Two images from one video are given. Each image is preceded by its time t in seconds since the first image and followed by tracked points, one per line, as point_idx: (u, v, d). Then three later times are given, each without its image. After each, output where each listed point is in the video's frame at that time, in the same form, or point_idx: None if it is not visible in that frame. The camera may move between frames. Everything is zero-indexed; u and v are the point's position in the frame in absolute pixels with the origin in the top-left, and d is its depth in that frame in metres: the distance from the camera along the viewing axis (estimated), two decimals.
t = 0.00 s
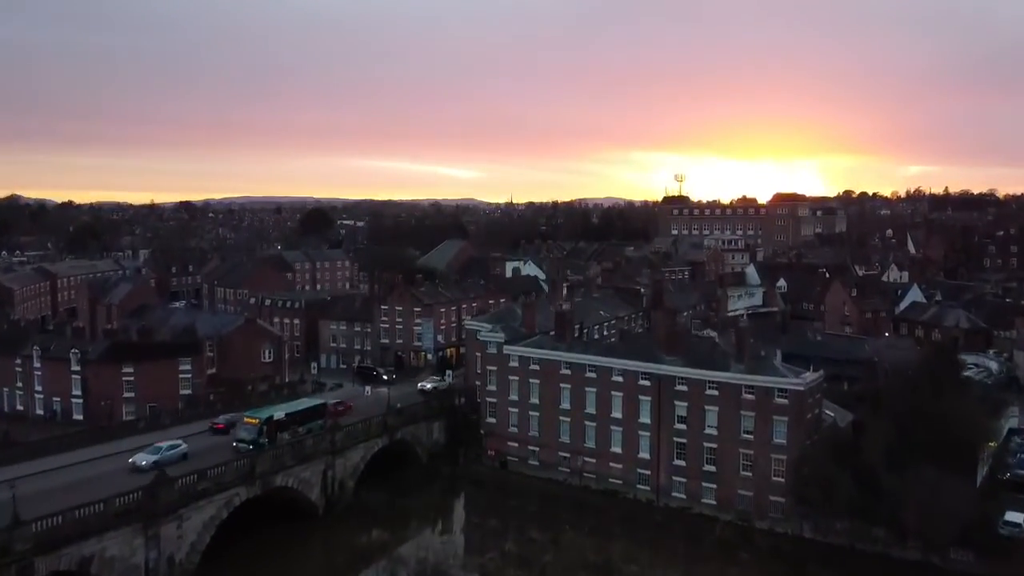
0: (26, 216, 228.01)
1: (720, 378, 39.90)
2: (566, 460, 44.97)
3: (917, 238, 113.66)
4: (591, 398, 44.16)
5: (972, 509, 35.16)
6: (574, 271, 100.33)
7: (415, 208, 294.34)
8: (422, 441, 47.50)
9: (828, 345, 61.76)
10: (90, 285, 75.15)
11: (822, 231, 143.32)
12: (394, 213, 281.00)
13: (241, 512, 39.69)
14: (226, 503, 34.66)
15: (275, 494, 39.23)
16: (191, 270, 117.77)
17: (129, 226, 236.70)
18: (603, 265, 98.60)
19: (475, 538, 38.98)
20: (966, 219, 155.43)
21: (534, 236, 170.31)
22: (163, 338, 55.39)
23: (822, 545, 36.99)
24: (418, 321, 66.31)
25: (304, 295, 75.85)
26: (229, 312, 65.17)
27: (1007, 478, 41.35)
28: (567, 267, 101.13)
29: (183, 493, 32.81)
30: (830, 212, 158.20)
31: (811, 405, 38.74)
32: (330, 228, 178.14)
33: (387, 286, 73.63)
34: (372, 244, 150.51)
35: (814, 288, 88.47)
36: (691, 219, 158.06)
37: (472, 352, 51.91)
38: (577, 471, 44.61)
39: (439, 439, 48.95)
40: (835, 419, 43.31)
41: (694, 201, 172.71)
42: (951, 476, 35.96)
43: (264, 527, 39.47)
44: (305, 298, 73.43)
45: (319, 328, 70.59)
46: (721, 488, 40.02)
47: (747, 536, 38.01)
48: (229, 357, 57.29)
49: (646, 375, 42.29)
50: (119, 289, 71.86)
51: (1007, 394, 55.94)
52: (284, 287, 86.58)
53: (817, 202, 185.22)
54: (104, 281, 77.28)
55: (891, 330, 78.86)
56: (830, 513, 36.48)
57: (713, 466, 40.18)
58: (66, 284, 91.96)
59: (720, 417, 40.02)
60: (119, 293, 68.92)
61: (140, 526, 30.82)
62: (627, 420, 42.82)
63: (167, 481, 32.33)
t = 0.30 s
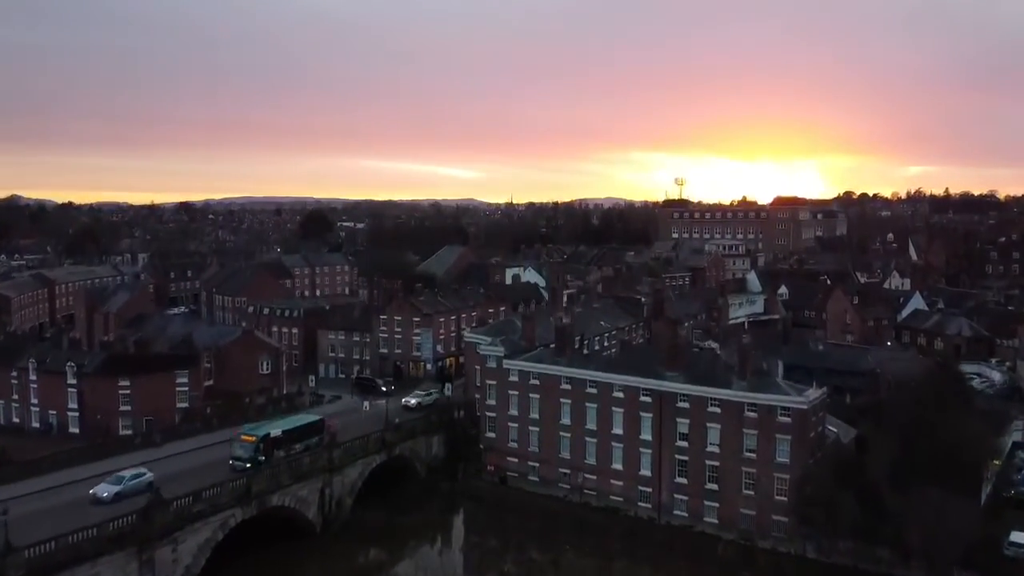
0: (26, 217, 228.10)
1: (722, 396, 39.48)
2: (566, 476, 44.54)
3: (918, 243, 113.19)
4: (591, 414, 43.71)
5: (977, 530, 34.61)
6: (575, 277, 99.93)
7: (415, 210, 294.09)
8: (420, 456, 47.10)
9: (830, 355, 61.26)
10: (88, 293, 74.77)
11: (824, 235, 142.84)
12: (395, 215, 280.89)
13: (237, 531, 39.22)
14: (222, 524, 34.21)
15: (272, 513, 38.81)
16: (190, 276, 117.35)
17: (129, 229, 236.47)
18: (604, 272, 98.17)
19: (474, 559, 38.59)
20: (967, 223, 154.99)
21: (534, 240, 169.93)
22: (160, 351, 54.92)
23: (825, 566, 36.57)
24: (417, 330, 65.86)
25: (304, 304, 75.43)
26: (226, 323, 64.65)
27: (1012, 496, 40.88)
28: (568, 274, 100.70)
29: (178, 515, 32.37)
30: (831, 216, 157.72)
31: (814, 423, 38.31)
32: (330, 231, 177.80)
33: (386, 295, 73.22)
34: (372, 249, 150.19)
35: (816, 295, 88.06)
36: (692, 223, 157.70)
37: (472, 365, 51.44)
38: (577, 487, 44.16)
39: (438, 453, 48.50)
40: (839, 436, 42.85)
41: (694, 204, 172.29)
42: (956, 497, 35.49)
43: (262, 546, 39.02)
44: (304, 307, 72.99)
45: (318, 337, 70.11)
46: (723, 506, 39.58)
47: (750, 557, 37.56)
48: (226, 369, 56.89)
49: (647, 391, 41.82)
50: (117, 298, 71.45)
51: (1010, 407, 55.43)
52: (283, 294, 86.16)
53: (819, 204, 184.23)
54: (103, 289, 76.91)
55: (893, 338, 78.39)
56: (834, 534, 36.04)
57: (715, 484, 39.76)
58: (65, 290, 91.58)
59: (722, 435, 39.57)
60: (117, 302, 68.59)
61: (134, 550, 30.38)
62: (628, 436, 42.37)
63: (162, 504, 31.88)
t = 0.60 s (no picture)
0: (26, 219, 227.78)
1: (724, 413, 39.04)
2: (567, 492, 44.12)
3: (920, 249, 112.78)
4: (592, 430, 43.28)
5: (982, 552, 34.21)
6: (576, 283, 99.57)
7: (415, 211, 293.70)
8: (420, 471, 46.70)
9: (832, 366, 60.83)
10: (86, 301, 74.42)
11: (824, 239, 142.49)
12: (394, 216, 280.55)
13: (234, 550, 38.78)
14: (218, 545, 33.78)
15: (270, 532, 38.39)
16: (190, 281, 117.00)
17: (128, 231, 236.34)
18: (605, 278, 97.81)
19: None
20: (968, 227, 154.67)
21: (534, 243, 169.64)
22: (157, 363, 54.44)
23: None
24: (416, 340, 65.47)
25: (303, 312, 75.03)
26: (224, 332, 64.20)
27: (1017, 515, 40.45)
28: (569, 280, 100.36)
29: (173, 538, 31.95)
30: (832, 219, 157.35)
31: (817, 441, 37.89)
32: (329, 234, 177.50)
33: (386, 303, 72.83)
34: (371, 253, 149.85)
35: (817, 302, 87.67)
36: (692, 226, 157.35)
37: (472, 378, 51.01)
38: (577, 504, 43.74)
39: (437, 468, 48.08)
40: (841, 452, 42.48)
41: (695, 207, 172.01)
42: (961, 518, 35.10)
43: (259, 565, 38.59)
44: (302, 314, 72.55)
45: (317, 346, 69.68)
46: (725, 525, 39.18)
47: None
48: (224, 380, 56.43)
49: (648, 408, 41.36)
50: (115, 306, 71.08)
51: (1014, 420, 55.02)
52: (282, 301, 85.75)
53: (819, 208, 183.74)
54: (101, 297, 76.51)
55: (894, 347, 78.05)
56: (837, 554, 35.65)
57: (717, 502, 39.36)
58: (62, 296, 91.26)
59: (724, 452, 39.16)
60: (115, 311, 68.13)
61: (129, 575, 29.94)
62: (629, 453, 41.95)
63: (157, 527, 31.44)
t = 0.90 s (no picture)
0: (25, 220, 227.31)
1: (727, 431, 38.58)
2: (567, 508, 43.68)
3: (923, 255, 112.21)
4: (593, 446, 42.83)
5: None
6: (577, 289, 99.08)
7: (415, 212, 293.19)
8: (419, 486, 46.24)
9: (835, 376, 60.39)
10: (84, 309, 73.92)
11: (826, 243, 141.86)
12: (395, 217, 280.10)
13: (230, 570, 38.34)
14: (214, 568, 33.33)
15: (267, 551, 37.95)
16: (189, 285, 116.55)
17: (128, 233, 235.85)
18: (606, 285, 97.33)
19: None
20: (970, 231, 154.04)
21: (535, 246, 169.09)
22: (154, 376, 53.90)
23: None
24: (416, 350, 64.97)
25: (302, 320, 74.53)
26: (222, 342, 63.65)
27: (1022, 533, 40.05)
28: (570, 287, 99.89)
29: (169, 561, 31.50)
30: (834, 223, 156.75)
31: (820, 460, 37.44)
32: (329, 237, 176.96)
33: (386, 313, 72.37)
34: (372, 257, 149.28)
35: (819, 310, 87.19)
36: (693, 230, 156.83)
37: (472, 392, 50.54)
38: (578, 521, 43.30)
39: (436, 483, 47.64)
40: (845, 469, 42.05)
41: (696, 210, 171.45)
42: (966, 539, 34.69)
43: None
44: (301, 323, 72.05)
45: (316, 356, 69.20)
46: (728, 544, 38.74)
47: None
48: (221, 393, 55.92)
49: (650, 425, 40.88)
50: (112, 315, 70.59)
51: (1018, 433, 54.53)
52: (281, 309, 85.24)
53: (821, 210, 183.25)
54: (99, 305, 76.01)
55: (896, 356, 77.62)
56: None
57: (720, 521, 38.92)
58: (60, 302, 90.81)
59: (727, 471, 38.71)
60: (113, 320, 67.64)
61: None
62: (631, 470, 41.49)
63: (152, 551, 30.97)
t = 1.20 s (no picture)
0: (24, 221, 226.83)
1: (729, 450, 38.13)
2: (568, 525, 43.29)
3: (924, 260, 111.72)
4: (594, 463, 42.41)
5: None
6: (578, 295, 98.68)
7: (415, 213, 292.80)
8: (418, 501, 45.81)
9: (837, 387, 59.99)
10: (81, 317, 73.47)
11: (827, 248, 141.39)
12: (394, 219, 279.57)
13: None
14: None
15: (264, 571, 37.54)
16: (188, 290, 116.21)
17: (127, 235, 235.39)
18: (606, 291, 96.93)
19: None
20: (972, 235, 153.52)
21: (534, 249, 168.62)
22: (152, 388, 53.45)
23: None
24: (415, 361, 64.55)
25: (301, 329, 74.12)
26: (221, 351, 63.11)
27: None
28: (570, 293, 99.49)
29: None
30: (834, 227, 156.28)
31: (824, 480, 37.02)
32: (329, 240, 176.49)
33: (385, 322, 71.97)
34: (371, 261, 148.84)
35: (821, 317, 86.78)
36: (694, 233, 156.39)
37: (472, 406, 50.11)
38: (579, 538, 42.90)
39: (436, 498, 47.23)
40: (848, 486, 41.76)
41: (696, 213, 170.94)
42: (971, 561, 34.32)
43: None
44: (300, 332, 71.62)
45: (315, 365, 68.78)
46: (730, 564, 38.35)
47: None
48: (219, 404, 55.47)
49: (651, 442, 40.44)
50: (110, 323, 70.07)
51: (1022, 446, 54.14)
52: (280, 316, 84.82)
53: (821, 213, 182.84)
54: (97, 312, 75.59)
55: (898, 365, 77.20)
56: None
57: (722, 540, 38.53)
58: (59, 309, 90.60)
59: (729, 489, 38.30)
60: (110, 329, 67.12)
61: None
62: (632, 487, 41.08)
63: None
